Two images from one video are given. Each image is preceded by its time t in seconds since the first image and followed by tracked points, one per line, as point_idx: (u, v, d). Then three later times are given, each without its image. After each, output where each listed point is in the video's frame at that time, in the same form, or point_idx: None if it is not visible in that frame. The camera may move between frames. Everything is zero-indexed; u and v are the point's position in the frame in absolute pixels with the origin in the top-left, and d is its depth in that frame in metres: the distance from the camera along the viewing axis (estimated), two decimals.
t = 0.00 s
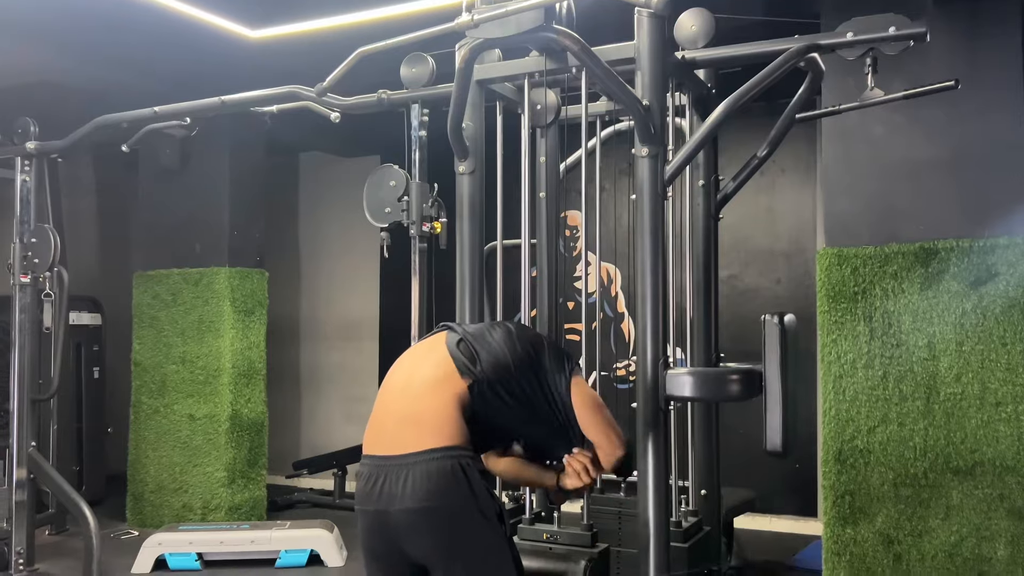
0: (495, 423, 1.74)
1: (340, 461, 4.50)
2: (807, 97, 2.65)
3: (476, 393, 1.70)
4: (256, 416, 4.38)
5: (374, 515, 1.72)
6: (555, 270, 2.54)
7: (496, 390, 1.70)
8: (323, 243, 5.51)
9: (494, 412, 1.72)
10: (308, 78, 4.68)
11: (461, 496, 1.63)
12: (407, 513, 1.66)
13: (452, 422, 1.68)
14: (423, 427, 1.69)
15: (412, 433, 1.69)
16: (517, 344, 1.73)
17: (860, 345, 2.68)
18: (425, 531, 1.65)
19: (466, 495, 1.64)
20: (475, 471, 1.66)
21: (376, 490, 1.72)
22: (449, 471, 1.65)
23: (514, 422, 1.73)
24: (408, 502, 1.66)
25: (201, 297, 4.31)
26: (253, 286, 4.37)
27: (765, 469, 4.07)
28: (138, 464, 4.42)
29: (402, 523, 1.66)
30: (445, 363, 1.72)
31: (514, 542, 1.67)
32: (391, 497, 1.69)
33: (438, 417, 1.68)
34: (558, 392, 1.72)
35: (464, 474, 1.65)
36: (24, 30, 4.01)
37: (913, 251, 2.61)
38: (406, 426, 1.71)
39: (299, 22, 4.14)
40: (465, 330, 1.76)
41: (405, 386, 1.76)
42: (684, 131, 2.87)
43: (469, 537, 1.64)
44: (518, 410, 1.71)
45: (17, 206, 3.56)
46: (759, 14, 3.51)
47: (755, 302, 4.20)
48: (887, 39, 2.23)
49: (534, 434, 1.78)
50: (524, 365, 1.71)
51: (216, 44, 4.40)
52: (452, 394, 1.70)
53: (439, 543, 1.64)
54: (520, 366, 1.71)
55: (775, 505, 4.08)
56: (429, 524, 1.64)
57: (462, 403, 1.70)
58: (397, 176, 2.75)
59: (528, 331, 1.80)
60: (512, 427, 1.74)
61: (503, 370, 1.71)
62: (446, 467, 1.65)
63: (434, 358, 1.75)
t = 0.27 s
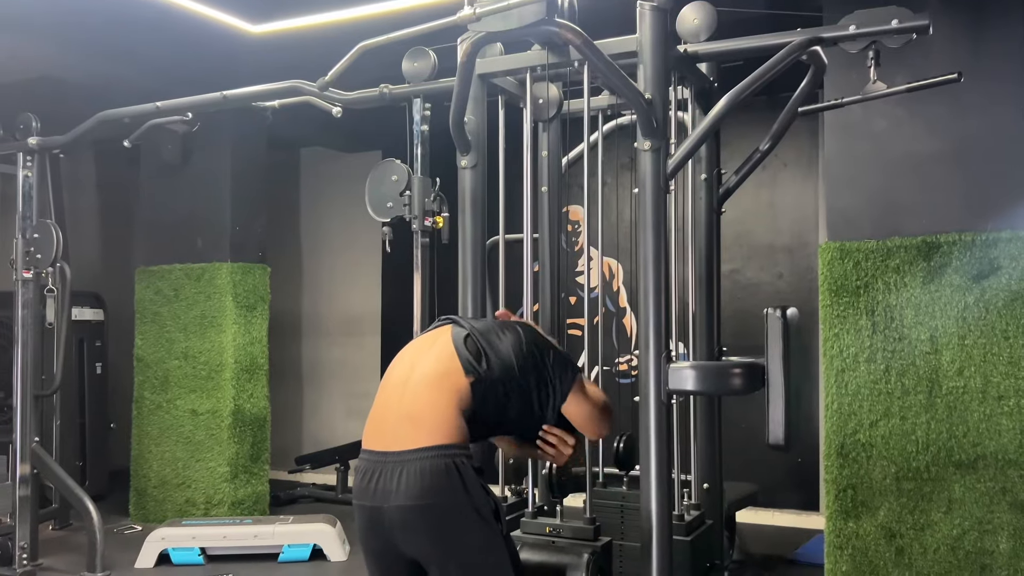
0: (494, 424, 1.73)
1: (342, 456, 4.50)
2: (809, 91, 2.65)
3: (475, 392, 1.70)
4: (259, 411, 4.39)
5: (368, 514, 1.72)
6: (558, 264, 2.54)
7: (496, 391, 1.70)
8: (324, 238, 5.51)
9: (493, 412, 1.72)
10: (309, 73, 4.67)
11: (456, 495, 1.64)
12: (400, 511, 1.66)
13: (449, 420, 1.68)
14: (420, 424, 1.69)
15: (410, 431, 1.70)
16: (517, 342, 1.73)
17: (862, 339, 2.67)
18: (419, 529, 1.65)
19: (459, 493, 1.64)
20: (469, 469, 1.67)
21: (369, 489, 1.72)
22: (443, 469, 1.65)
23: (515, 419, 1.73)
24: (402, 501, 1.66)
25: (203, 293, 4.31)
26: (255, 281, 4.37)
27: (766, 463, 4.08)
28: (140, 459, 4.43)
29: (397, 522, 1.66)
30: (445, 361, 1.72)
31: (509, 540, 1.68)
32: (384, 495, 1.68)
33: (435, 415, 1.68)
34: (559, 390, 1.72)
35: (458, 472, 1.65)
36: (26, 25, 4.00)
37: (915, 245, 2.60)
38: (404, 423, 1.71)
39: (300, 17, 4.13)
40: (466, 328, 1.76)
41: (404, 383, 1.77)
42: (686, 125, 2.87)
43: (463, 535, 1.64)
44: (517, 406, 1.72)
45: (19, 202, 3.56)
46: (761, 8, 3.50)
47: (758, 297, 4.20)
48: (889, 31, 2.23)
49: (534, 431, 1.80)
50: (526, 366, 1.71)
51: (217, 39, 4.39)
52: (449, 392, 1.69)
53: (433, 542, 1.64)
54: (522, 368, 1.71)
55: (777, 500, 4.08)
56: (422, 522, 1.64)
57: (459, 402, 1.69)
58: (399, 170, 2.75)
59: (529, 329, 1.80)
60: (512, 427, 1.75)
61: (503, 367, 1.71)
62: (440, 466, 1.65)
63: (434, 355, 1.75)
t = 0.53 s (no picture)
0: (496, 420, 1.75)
1: (343, 453, 4.50)
2: (811, 87, 2.65)
3: (476, 389, 1.70)
4: (260, 407, 4.39)
5: (369, 511, 1.72)
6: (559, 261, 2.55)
7: (500, 389, 1.71)
8: (325, 235, 5.51)
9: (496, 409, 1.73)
10: (309, 70, 4.67)
11: (457, 493, 1.64)
12: (402, 508, 1.66)
13: (450, 418, 1.68)
14: (421, 422, 1.69)
15: (411, 429, 1.70)
16: (516, 335, 1.73)
17: (863, 335, 2.67)
18: (421, 526, 1.65)
19: (461, 491, 1.65)
20: (471, 467, 1.67)
21: (371, 486, 1.72)
22: (445, 467, 1.65)
23: (514, 412, 1.74)
24: (403, 498, 1.66)
25: (204, 290, 4.31)
26: (256, 278, 4.38)
27: (766, 459, 4.08)
28: (142, 456, 4.43)
29: (399, 519, 1.67)
30: (446, 357, 1.72)
31: (511, 537, 1.69)
32: (386, 493, 1.69)
33: (436, 413, 1.68)
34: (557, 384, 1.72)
35: (460, 470, 1.66)
36: (27, 21, 4.00)
37: (916, 241, 2.60)
38: (405, 421, 1.72)
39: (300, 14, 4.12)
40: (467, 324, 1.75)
41: (405, 380, 1.77)
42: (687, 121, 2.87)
43: (465, 533, 1.64)
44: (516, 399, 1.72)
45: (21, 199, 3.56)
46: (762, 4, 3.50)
47: (759, 293, 4.20)
48: (891, 27, 2.23)
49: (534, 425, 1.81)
50: (531, 365, 1.71)
51: (218, 37, 4.38)
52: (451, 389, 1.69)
53: (434, 540, 1.65)
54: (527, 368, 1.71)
55: (778, 496, 4.09)
56: (424, 520, 1.64)
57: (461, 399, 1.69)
58: (400, 167, 2.75)
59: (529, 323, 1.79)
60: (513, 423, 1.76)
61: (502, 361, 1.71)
62: (442, 464, 1.65)
63: (435, 351, 1.75)
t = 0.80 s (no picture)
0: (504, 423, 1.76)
1: (343, 450, 4.51)
2: (811, 85, 2.65)
3: (486, 391, 1.71)
4: (261, 405, 4.40)
5: (368, 508, 1.73)
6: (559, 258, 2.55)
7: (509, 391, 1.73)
8: (326, 233, 5.51)
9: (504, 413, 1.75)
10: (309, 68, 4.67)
11: (456, 493, 1.65)
12: (400, 506, 1.66)
13: (459, 418, 1.69)
14: (429, 421, 1.69)
15: (418, 427, 1.70)
16: (531, 339, 1.74)
17: (864, 332, 2.67)
18: (418, 525, 1.65)
19: (460, 492, 1.65)
20: (470, 468, 1.67)
21: (371, 483, 1.72)
22: (444, 467, 1.65)
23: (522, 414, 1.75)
24: (402, 496, 1.66)
25: (204, 288, 4.31)
26: (256, 276, 4.38)
27: (765, 456, 4.09)
28: (142, 453, 4.43)
29: (397, 517, 1.67)
30: (457, 358, 1.73)
31: (510, 536, 1.69)
32: (385, 490, 1.69)
33: (446, 412, 1.69)
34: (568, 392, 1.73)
35: (460, 471, 1.66)
36: (27, 19, 4.00)
37: (916, 238, 2.60)
38: (411, 419, 1.71)
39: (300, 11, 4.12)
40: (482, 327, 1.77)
41: (413, 379, 1.77)
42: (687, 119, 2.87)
43: (462, 533, 1.64)
44: (524, 402, 1.73)
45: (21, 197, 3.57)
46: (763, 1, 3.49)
47: (759, 291, 4.20)
48: (891, 25, 2.23)
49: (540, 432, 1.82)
50: (542, 371, 1.72)
51: (218, 34, 4.38)
52: (461, 390, 1.70)
53: (432, 539, 1.65)
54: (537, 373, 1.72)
55: (778, 493, 4.09)
56: (421, 519, 1.65)
57: (470, 400, 1.69)
58: (400, 165, 2.76)
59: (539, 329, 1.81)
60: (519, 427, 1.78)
61: (516, 364, 1.72)
62: (441, 464, 1.65)
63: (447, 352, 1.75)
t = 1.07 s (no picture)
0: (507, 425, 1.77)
1: (343, 449, 4.50)
2: (811, 83, 2.64)
3: (495, 394, 1.71)
4: (261, 404, 4.40)
5: (379, 508, 1.73)
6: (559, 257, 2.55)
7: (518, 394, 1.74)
8: (326, 232, 5.51)
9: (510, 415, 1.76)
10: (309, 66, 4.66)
11: (473, 495, 1.66)
12: (415, 509, 1.67)
13: (472, 421, 1.69)
14: (441, 424, 1.68)
15: (430, 431, 1.69)
16: (544, 347, 1.75)
17: (864, 331, 2.66)
18: (434, 528, 1.66)
19: (475, 496, 1.66)
20: (484, 471, 1.68)
21: (382, 483, 1.72)
22: (459, 471, 1.66)
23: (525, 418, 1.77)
24: (416, 500, 1.67)
25: (204, 286, 4.31)
26: (256, 275, 4.38)
27: (765, 455, 4.09)
28: (142, 452, 4.43)
29: (412, 520, 1.68)
30: (468, 360, 1.72)
31: (524, 536, 1.72)
32: (398, 492, 1.69)
33: (458, 415, 1.68)
34: (567, 407, 1.75)
35: (475, 474, 1.67)
36: (26, 17, 4.00)
37: (916, 236, 2.60)
38: (422, 423, 1.70)
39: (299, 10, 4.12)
40: (492, 328, 1.77)
41: (422, 381, 1.75)
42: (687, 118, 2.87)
43: (478, 535, 1.67)
44: (529, 408, 1.75)
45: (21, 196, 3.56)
46: None
47: (758, 289, 4.20)
48: (891, 23, 2.22)
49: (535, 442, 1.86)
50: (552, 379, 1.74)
51: (217, 32, 4.38)
52: (473, 392, 1.69)
53: (448, 541, 1.67)
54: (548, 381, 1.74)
55: (778, 491, 4.09)
56: (437, 521, 1.66)
57: (482, 403, 1.69)
58: (400, 164, 2.75)
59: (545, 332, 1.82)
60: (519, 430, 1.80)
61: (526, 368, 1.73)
62: (458, 467, 1.66)
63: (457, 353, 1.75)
